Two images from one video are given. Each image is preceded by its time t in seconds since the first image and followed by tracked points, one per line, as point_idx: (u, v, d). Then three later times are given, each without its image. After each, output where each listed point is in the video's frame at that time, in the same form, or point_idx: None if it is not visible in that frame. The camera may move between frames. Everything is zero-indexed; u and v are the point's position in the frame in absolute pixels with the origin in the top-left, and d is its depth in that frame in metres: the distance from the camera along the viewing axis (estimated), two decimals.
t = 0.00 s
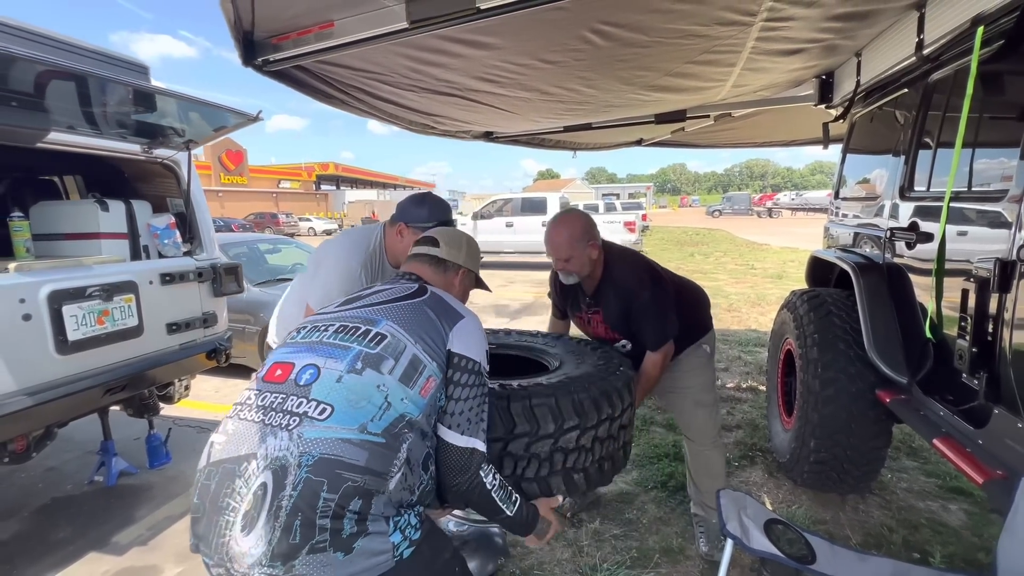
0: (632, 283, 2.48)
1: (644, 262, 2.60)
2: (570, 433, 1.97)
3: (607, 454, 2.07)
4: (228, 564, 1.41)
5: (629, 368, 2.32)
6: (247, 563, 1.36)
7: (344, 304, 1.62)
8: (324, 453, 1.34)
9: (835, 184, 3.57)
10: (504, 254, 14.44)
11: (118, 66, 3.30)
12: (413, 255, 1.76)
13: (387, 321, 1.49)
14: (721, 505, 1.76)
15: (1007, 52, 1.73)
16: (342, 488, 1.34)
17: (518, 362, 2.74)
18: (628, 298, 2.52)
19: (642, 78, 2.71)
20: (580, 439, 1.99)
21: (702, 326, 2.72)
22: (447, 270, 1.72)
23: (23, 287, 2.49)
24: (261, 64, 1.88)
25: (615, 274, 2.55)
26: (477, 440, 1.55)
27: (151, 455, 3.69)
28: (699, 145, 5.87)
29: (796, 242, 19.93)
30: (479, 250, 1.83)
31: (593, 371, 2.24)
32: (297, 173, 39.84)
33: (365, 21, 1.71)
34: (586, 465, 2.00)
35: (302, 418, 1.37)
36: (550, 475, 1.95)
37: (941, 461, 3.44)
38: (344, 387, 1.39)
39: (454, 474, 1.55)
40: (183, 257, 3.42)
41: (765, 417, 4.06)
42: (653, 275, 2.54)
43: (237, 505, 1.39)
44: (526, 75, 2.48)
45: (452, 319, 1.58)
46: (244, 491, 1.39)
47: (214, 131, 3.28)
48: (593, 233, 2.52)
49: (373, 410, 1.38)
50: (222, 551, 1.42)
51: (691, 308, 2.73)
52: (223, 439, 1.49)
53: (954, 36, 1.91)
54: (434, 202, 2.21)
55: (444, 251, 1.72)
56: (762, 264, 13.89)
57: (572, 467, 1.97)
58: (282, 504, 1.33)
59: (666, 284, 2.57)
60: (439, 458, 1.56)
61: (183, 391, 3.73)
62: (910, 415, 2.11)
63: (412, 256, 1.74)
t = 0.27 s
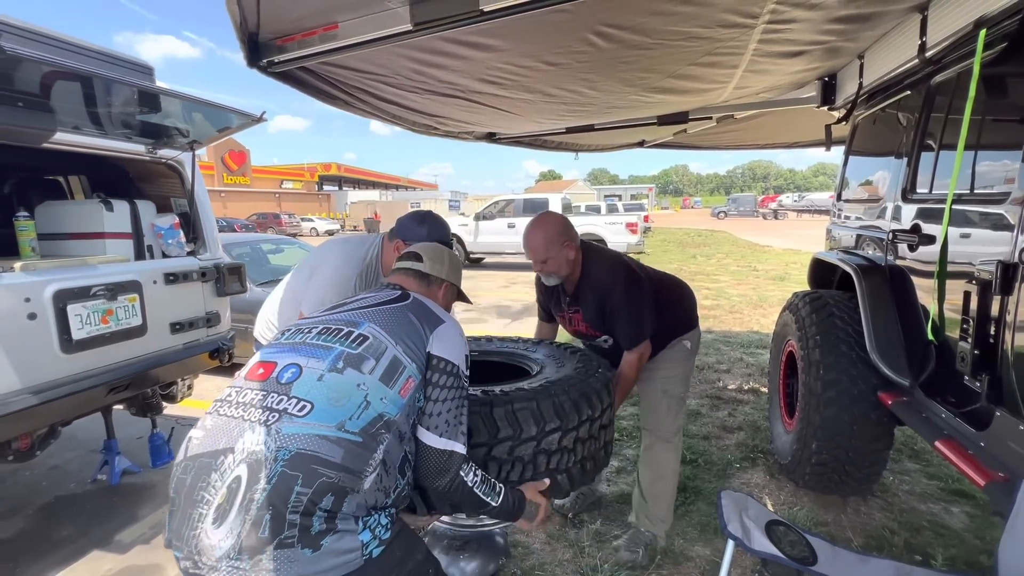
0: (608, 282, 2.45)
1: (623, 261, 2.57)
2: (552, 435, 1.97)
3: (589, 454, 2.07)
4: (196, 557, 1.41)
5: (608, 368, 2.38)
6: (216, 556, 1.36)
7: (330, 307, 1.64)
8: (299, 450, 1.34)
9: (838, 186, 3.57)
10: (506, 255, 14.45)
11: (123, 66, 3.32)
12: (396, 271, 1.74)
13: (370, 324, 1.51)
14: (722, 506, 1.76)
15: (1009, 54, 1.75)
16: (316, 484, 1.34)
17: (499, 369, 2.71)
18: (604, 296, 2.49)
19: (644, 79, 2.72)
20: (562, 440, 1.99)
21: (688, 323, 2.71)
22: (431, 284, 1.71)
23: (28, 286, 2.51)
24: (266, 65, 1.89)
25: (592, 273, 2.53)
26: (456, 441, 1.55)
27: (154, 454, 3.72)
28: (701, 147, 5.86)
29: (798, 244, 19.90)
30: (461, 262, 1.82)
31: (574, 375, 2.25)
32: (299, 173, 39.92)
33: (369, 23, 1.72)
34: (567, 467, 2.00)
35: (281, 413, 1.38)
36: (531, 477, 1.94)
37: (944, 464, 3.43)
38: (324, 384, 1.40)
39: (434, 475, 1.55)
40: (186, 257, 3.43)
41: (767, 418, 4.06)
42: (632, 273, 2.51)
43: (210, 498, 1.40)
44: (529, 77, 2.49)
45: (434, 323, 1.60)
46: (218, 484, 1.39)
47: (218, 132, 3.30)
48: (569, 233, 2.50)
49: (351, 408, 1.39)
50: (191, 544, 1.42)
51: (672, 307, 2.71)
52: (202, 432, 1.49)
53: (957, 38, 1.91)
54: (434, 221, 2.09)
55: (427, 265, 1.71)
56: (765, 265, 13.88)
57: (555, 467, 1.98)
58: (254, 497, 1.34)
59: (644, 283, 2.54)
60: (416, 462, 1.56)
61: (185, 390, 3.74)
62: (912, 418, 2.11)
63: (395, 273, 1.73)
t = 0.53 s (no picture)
0: (573, 309, 2.26)
1: (592, 278, 2.32)
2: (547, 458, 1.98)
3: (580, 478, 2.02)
4: (206, 561, 1.33)
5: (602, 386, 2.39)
6: (231, 559, 1.30)
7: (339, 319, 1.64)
8: (325, 447, 1.33)
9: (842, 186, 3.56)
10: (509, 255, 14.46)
11: (129, 66, 3.34)
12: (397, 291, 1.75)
13: (386, 332, 1.52)
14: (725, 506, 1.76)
15: (1015, 54, 1.74)
16: (340, 481, 1.32)
17: (499, 385, 2.74)
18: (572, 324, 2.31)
19: (648, 79, 2.72)
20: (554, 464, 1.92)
21: (687, 330, 2.47)
22: (432, 304, 1.72)
23: (35, 284, 2.53)
24: (271, 65, 1.90)
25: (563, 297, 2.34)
26: (481, 446, 1.52)
27: (158, 452, 3.71)
28: (704, 147, 5.86)
29: (801, 245, 19.85)
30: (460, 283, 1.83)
31: (568, 398, 2.24)
32: (302, 173, 40.04)
33: (374, 22, 1.73)
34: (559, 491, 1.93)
35: (304, 412, 1.36)
36: (525, 500, 1.87)
37: (948, 465, 3.42)
38: (346, 386, 1.40)
39: (467, 479, 1.53)
40: (191, 256, 3.46)
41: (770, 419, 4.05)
42: (600, 294, 2.26)
43: (225, 499, 1.34)
44: (532, 76, 2.50)
45: (446, 332, 1.62)
46: (234, 484, 1.34)
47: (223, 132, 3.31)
48: (529, 260, 2.29)
49: (372, 409, 1.39)
50: (201, 548, 1.34)
51: (663, 316, 2.45)
52: (213, 434, 1.44)
53: (962, 38, 1.91)
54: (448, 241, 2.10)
55: (428, 286, 1.72)
56: (768, 266, 13.85)
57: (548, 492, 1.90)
58: (277, 495, 1.30)
59: (617, 302, 2.28)
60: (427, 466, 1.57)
61: (189, 388, 3.76)
62: (916, 418, 2.12)
63: (396, 295, 1.73)
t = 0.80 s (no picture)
0: (564, 324, 2.24)
1: (582, 291, 2.29)
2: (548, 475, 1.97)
3: (581, 490, 2.05)
4: (207, 564, 1.31)
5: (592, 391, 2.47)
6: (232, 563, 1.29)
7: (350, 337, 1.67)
8: (334, 456, 1.34)
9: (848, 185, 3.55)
10: (513, 254, 14.47)
11: (137, 66, 3.37)
12: (407, 314, 1.77)
13: (399, 349, 1.55)
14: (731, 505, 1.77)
15: None
16: (346, 490, 1.33)
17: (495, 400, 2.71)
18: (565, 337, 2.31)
19: (654, 78, 2.72)
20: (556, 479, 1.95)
21: (684, 329, 2.46)
22: (443, 329, 1.75)
23: (44, 283, 2.55)
24: (278, 64, 1.91)
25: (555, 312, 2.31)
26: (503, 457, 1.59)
27: (164, 449, 3.74)
28: (709, 146, 5.84)
29: (806, 244, 19.76)
30: (469, 306, 1.87)
31: (566, 412, 2.24)
32: (306, 173, 40.18)
33: (380, 22, 1.73)
34: (561, 504, 1.97)
35: (315, 421, 1.38)
36: (528, 515, 1.89)
37: (955, 465, 3.40)
38: (358, 399, 1.42)
39: (492, 488, 1.59)
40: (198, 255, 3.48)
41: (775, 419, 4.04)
42: (589, 307, 2.24)
43: (231, 502, 1.33)
44: (538, 75, 2.50)
45: (455, 352, 1.66)
46: (241, 488, 1.34)
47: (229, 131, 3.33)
48: (519, 279, 2.24)
49: (381, 422, 1.41)
50: (202, 551, 1.32)
51: (656, 321, 2.43)
52: (222, 438, 1.44)
53: (971, 35, 1.89)
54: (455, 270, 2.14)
55: (439, 311, 1.74)
56: (772, 265, 13.79)
57: (549, 506, 1.93)
58: (283, 499, 1.30)
59: (607, 312, 2.27)
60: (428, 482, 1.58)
61: (196, 386, 3.78)
62: (922, 418, 2.11)
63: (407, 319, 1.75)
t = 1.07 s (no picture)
0: (564, 331, 2.24)
1: (580, 297, 2.27)
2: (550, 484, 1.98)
3: (583, 496, 2.09)
4: (219, 564, 1.29)
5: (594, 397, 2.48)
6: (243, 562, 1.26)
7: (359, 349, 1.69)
8: (346, 456, 1.33)
9: (856, 183, 3.52)
10: (518, 252, 14.47)
11: (145, 66, 3.39)
12: (410, 327, 1.84)
13: (408, 359, 1.57)
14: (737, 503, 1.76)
15: None
16: (358, 489, 1.31)
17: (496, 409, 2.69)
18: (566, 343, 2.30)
19: (660, 75, 2.70)
20: (559, 486, 1.98)
21: (684, 326, 2.44)
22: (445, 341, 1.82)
23: (55, 281, 2.58)
24: (285, 64, 1.92)
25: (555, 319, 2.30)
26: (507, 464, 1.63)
27: (173, 446, 3.79)
28: (715, 143, 5.81)
29: (813, 241, 19.61)
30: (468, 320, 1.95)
31: (567, 419, 2.25)
32: (312, 171, 40.32)
33: (386, 21, 1.74)
34: (564, 510, 2.00)
35: (328, 423, 1.38)
36: (532, 523, 1.91)
37: (963, 465, 3.37)
38: (369, 403, 1.43)
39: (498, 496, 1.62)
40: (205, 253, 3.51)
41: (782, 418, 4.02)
42: (588, 314, 2.23)
43: (242, 501, 1.32)
44: (543, 73, 2.49)
45: (462, 363, 1.68)
46: (253, 488, 1.32)
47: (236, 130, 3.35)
48: (517, 290, 2.22)
49: (392, 426, 1.41)
50: (214, 551, 1.30)
51: (655, 321, 2.41)
52: (235, 441, 1.44)
53: (982, 31, 1.87)
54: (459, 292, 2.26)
55: (441, 325, 1.82)
56: (779, 263, 13.70)
57: (553, 513, 1.96)
58: (296, 497, 1.28)
59: (606, 317, 2.26)
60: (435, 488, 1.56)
61: (204, 383, 3.82)
62: (930, 417, 2.09)
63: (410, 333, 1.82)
